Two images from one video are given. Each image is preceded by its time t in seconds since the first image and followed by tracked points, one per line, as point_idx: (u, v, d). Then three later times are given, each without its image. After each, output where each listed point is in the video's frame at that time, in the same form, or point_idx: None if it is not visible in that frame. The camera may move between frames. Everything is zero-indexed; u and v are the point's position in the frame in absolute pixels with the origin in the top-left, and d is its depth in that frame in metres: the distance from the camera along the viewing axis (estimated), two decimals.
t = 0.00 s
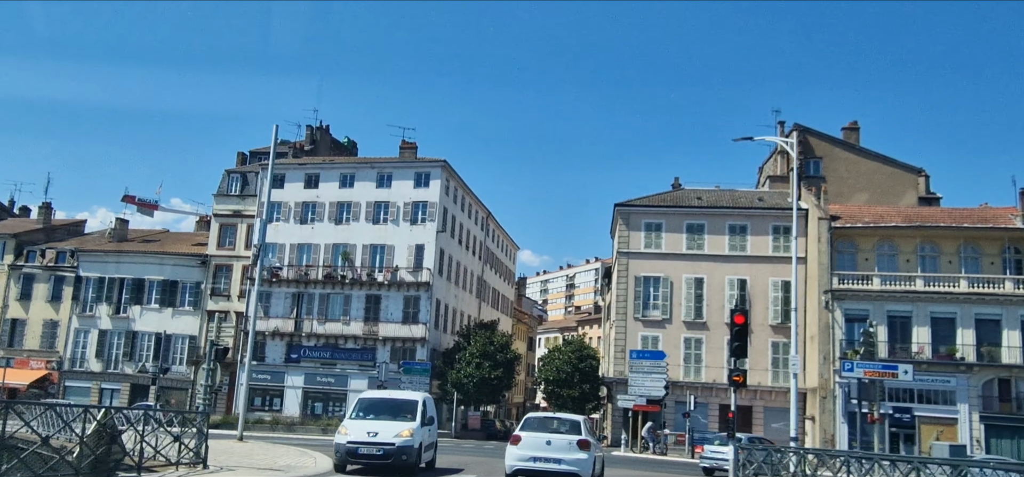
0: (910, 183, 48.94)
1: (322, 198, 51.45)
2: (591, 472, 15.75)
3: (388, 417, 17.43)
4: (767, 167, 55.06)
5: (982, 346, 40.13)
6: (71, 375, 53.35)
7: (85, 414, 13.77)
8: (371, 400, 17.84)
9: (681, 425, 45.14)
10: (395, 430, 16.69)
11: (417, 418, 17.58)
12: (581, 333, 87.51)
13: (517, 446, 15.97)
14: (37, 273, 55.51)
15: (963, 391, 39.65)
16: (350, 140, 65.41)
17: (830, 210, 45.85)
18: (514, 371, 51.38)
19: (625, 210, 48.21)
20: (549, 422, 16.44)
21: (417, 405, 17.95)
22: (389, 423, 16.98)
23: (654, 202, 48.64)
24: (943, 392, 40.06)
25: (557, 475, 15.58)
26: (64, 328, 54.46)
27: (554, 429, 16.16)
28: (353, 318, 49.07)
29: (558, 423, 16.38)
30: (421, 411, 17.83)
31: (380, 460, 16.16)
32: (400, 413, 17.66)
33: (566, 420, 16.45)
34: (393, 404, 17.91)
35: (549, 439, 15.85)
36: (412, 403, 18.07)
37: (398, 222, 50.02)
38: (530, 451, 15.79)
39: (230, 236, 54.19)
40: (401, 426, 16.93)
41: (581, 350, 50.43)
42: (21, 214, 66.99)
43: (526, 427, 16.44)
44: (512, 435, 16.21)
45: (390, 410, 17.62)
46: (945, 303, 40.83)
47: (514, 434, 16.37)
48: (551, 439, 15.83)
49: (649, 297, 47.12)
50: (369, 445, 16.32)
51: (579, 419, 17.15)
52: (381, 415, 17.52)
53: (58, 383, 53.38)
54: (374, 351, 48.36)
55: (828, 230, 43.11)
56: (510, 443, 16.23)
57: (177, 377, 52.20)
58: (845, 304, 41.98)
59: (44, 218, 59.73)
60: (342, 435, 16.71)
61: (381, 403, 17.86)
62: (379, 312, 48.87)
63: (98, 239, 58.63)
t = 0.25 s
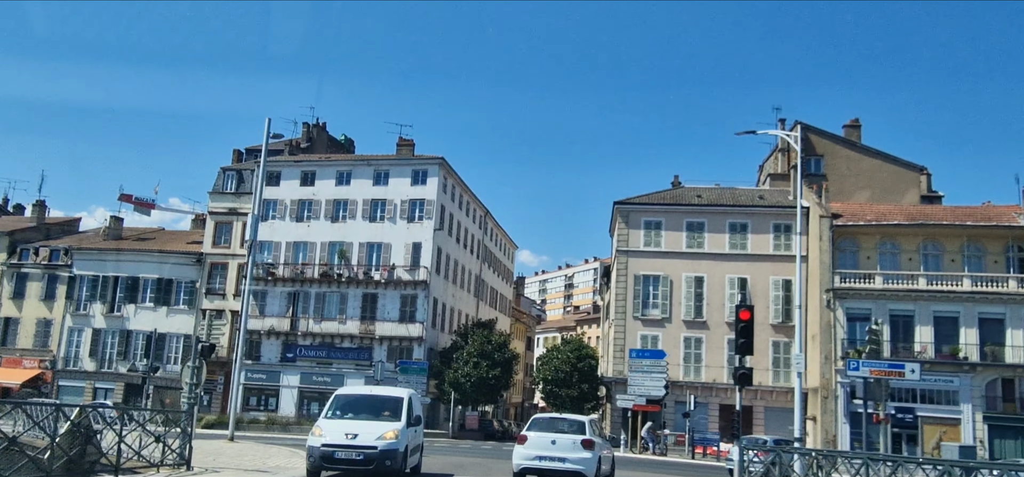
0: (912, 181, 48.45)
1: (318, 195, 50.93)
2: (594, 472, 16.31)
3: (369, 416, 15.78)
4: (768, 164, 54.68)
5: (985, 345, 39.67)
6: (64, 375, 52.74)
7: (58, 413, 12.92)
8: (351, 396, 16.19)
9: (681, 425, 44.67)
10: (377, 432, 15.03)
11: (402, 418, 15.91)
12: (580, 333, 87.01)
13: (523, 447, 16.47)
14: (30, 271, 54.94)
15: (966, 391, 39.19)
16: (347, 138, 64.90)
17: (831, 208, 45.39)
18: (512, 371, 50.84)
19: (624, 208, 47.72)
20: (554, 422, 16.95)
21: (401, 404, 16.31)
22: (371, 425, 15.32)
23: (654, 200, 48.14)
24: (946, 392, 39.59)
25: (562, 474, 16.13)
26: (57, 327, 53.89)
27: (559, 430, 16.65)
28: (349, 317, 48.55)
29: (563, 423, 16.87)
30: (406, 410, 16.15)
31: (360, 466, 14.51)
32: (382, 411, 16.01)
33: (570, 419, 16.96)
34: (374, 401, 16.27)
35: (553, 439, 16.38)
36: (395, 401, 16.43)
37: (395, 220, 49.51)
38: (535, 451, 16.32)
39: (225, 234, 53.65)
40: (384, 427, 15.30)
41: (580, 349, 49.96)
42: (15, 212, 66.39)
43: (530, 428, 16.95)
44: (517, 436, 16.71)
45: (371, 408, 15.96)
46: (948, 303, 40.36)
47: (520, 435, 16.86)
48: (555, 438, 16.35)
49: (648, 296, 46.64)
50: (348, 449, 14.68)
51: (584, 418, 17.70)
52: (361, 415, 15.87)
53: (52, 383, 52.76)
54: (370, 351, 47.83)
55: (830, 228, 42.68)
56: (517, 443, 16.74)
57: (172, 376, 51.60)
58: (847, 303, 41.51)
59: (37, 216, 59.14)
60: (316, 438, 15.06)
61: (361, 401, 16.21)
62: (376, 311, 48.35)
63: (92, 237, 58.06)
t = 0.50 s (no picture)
0: (915, 179, 47.89)
1: (314, 193, 50.34)
2: (603, 470, 17.03)
3: (338, 416, 13.64)
4: (768, 162, 54.15)
5: (989, 344, 39.13)
6: (56, 374, 52.12)
7: (24, 413, 12.37)
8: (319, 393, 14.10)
9: (680, 425, 44.12)
10: (347, 434, 12.91)
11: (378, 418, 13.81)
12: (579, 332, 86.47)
13: (534, 447, 17.36)
14: (22, 269, 54.33)
15: (970, 391, 38.65)
16: (343, 135, 64.32)
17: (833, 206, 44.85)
18: (510, 370, 50.26)
19: (623, 205, 47.17)
20: (564, 423, 17.78)
21: (377, 402, 14.20)
22: (339, 426, 13.20)
23: (653, 197, 47.59)
24: (950, 392, 39.05)
25: (571, 473, 16.97)
26: (50, 326, 53.27)
27: (567, 430, 17.47)
28: (345, 315, 47.96)
29: (573, 424, 17.68)
30: (382, 409, 14.04)
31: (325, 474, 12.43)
32: (354, 410, 13.91)
33: (580, 420, 17.76)
34: (347, 399, 14.18)
35: (562, 439, 17.23)
36: (370, 398, 14.34)
37: (391, 218, 48.92)
38: (546, 450, 17.21)
39: (220, 232, 53.05)
40: (356, 428, 13.18)
41: (578, 349, 49.42)
42: (8, 210, 65.79)
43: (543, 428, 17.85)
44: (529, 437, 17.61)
45: (342, 407, 13.86)
46: (952, 301, 39.83)
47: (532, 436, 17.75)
48: (564, 439, 17.22)
49: (648, 295, 46.08)
50: (310, 454, 12.56)
51: (595, 418, 18.55)
52: (328, 414, 13.78)
53: (44, 382, 52.15)
54: (366, 350, 47.23)
55: (832, 226, 42.17)
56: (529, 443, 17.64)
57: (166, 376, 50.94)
58: (849, 302, 40.97)
59: (30, 214, 58.52)
60: (273, 440, 12.94)
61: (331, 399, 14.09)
62: (372, 310, 47.76)
63: (86, 235, 57.44)
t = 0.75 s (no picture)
0: (917, 177, 47.44)
1: (310, 191, 49.83)
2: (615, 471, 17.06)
3: (296, 414, 11.16)
4: (768, 160, 53.71)
5: (993, 344, 38.66)
6: (50, 374, 51.57)
7: None
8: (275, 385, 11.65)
9: (681, 426, 43.63)
10: (304, 438, 10.46)
11: (346, 416, 11.27)
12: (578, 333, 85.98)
13: (547, 448, 17.47)
14: (16, 268, 53.81)
15: (973, 392, 38.17)
16: (341, 133, 63.85)
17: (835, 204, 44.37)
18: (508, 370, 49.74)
19: (623, 204, 46.69)
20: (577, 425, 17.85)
21: (346, 396, 11.73)
22: (297, 427, 10.72)
23: (653, 195, 47.11)
24: (953, 392, 38.57)
25: (585, 473, 17.01)
26: (44, 325, 52.73)
27: (580, 431, 17.55)
28: (341, 315, 47.43)
29: (586, 425, 17.74)
30: (352, 406, 11.53)
31: None
32: (317, 406, 11.43)
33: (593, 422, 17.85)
34: (308, 392, 11.71)
35: (575, 440, 17.33)
36: (339, 391, 11.80)
37: (388, 216, 48.42)
38: (558, 451, 17.31)
39: (215, 230, 52.52)
40: (317, 429, 10.74)
41: (577, 348, 48.91)
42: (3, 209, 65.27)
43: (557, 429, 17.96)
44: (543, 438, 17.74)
45: (302, 404, 11.42)
46: (955, 300, 39.37)
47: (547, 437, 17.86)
48: (576, 440, 17.31)
49: (647, 294, 45.60)
50: (257, 462, 10.17)
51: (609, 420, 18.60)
52: (286, 411, 11.28)
53: (38, 382, 51.60)
54: (363, 350, 46.70)
55: (834, 224, 41.69)
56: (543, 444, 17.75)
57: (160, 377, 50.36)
58: (851, 301, 40.48)
59: (24, 212, 57.99)
60: (213, 445, 10.54)
61: (289, 392, 11.61)
62: (369, 309, 47.24)
63: (80, 234, 56.92)
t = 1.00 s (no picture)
0: (919, 174, 46.99)
1: (307, 188, 49.26)
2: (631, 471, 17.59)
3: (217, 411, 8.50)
4: (769, 157, 53.20)
5: (998, 343, 38.15)
6: (43, 373, 50.97)
7: None
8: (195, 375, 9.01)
9: (682, 426, 43.09)
10: (221, 440, 7.80)
11: (283, 414, 8.60)
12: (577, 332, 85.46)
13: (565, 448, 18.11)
14: (9, 267, 53.21)
15: (978, 391, 37.66)
16: (337, 130, 63.31)
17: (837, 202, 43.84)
18: (507, 369, 49.18)
19: (622, 201, 46.14)
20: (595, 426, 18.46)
21: (288, 386, 9.10)
22: (214, 426, 8.07)
23: (653, 193, 46.56)
24: (958, 391, 38.05)
25: (601, 473, 17.59)
26: (37, 324, 52.12)
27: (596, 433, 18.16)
28: (337, 313, 46.87)
29: (603, 427, 18.35)
30: (294, 401, 8.87)
31: None
32: (247, 400, 8.77)
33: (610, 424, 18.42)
34: (238, 382, 9.06)
35: (592, 441, 17.92)
36: (278, 384, 9.13)
37: (385, 214, 47.87)
38: (576, 451, 17.93)
39: (210, 228, 51.94)
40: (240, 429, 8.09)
41: (576, 347, 48.32)
42: None
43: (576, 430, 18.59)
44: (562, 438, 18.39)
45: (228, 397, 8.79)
46: (960, 299, 38.85)
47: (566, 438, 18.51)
48: (593, 440, 17.90)
49: (647, 292, 45.05)
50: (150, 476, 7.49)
51: (629, 421, 19.11)
52: (204, 408, 8.62)
53: (31, 382, 50.98)
54: (360, 349, 46.15)
55: (837, 221, 41.13)
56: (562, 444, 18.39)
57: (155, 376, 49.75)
58: (854, 299, 39.96)
59: (17, 210, 57.38)
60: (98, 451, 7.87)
61: (213, 383, 8.98)
62: (366, 307, 46.68)
63: (74, 232, 56.32)
